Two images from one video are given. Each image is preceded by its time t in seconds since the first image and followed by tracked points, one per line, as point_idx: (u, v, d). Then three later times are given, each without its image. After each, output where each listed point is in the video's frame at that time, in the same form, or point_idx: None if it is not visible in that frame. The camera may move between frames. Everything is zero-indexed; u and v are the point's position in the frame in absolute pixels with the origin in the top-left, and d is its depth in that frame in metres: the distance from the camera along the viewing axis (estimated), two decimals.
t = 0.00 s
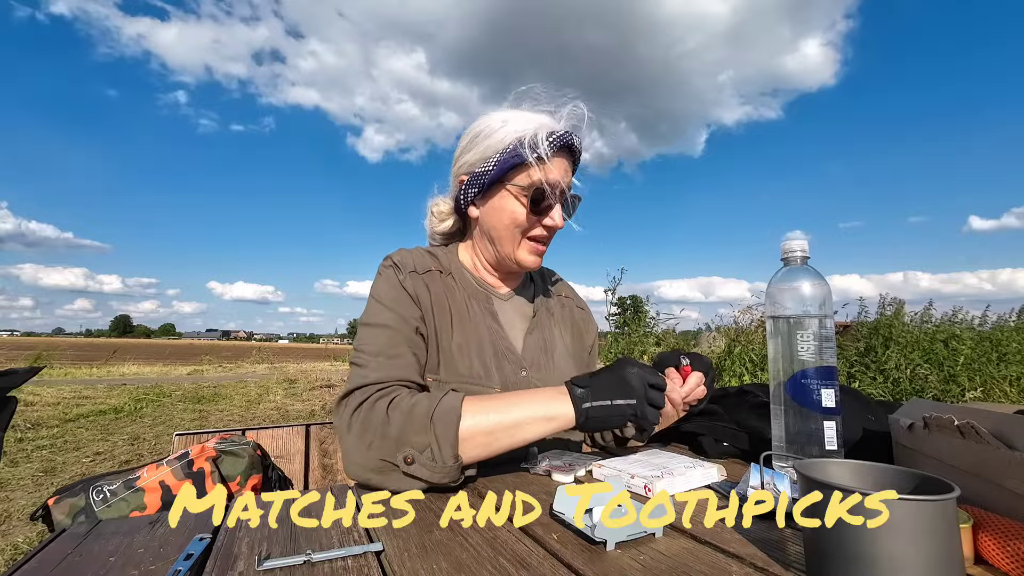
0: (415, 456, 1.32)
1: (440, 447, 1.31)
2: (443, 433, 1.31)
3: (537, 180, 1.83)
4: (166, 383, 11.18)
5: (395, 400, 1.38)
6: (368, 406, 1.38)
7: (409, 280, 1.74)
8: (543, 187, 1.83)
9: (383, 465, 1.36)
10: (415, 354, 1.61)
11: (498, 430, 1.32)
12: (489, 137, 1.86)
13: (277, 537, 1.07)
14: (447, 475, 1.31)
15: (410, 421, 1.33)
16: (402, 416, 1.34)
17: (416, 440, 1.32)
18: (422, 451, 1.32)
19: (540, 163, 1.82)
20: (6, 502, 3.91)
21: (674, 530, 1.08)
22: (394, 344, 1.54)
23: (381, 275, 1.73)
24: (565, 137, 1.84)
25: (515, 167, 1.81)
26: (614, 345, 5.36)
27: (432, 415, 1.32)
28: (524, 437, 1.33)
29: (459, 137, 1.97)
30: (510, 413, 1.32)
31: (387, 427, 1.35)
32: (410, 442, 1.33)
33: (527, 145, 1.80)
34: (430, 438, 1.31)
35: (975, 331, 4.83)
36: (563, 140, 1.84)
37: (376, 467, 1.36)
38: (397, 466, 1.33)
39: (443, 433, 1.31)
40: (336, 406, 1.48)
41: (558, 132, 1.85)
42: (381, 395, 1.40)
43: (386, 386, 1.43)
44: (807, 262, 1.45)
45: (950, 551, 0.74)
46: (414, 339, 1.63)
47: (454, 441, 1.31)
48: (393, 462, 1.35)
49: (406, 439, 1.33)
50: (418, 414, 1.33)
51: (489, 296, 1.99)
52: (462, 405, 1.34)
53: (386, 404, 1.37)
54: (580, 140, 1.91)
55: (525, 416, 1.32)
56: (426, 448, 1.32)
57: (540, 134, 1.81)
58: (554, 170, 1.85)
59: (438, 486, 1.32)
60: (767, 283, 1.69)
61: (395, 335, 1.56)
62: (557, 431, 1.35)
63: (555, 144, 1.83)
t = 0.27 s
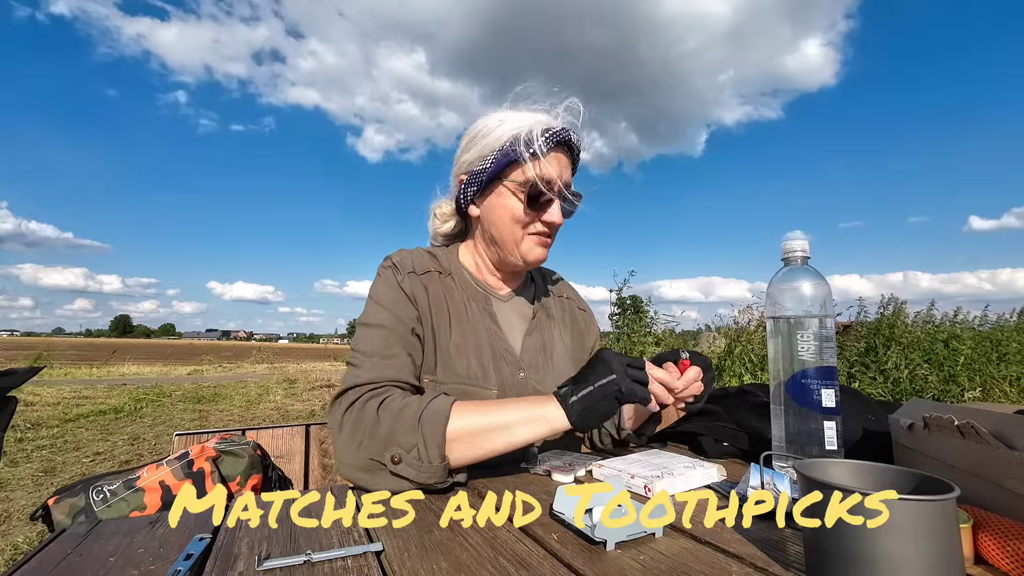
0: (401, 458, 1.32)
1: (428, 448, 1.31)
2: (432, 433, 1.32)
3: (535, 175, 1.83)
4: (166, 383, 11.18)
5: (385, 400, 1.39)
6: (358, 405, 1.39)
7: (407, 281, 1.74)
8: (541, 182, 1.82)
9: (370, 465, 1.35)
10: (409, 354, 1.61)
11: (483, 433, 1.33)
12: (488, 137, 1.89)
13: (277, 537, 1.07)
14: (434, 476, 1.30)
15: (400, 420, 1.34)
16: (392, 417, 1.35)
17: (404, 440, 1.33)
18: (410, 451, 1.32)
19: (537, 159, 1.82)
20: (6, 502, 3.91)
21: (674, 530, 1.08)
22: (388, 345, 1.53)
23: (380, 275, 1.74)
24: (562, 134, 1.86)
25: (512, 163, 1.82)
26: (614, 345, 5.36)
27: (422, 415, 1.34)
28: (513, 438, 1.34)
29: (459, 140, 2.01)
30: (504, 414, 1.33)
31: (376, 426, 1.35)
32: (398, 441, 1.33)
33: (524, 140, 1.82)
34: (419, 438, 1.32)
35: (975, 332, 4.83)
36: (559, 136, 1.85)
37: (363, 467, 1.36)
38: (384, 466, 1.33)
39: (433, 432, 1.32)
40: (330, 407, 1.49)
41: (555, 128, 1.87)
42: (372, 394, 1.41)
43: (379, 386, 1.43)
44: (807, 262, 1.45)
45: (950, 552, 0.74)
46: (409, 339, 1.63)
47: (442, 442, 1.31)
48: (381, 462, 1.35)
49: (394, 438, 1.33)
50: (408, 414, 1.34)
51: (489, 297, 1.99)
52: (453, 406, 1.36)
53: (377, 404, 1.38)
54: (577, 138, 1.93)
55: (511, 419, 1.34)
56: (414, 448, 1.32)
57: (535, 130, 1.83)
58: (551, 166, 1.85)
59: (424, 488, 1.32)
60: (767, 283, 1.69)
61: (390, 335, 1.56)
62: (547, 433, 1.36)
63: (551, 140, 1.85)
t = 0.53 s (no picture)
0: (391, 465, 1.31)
1: (418, 454, 1.30)
2: (422, 438, 1.31)
3: (530, 166, 1.83)
4: (166, 383, 11.18)
5: (378, 404, 1.39)
6: (353, 410, 1.41)
7: (409, 282, 1.74)
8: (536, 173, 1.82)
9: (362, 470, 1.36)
10: (409, 358, 1.60)
11: (474, 435, 1.32)
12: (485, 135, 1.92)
13: (278, 537, 1.07)
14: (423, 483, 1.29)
15: (391, 425, 1.34)
16: (385, 422, 1.35)
17: (394, 445, 1.32)
18: (400, 457, 1.32)
19: (531, 151, 1.83)
20: (6, 502, 3.91)
21: (674, 530, 1.08)
22: (387, 347, 1.53)
23: (382, 276, 1.74)
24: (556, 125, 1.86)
25: (505, 156, 1.83)
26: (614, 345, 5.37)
27: (412, 420, 1.33)
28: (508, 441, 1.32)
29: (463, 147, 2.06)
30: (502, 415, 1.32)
31: (368, 431, 1.36)
32: (389, 447, 1.33)
33: (516, 133, 1.83)
34: (408, 443, 1.31)
35: (975, 332, 4.83)
36: (552, 128, 1.85)
37: (356, 472, 1.37)
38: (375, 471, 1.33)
39: (422, 438, 1.31)
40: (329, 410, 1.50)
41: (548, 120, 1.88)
42: (367, 398, 1.42)
43: (374, 391, 1.44)
44: (808, 262, 1.45)
45: (950, 552, 0.74)
46: (410, 342, 1.62)
47: (431, 448, 1.30)
48: (372, 467, 1.35)
49: (385, 443, 1.33)
50: (399, 419, 1.34)
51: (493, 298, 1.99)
52: (443, 411, 1.35)
53: (372, 408, 1.39)
54: (574, 128, 1.92)
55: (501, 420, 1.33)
56: (404, 453, 1.32)
57: (527, 122, 1.85)
58: (546, 157, 1.85)
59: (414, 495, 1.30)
60: (768, 283, 1.69)
61: (388, 336, 1.55)
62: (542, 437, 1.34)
63: (545, 131, 1.85)
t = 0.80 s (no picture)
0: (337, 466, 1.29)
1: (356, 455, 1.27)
2: (358, 439, 1.27)
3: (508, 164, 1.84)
4: (166, 383, 11.18)
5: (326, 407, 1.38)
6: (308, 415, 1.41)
7: (418, 284, 1.74)
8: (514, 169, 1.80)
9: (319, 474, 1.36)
10: (400, 361, 1.59)
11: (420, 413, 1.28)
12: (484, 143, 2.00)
13: (277, 537, 1.07)
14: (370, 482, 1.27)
15: (331, 428, 1.32)
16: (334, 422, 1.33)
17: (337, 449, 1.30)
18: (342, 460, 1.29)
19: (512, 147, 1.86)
20: (6, 502, 3.91)
21: (674, 530, 1.08)
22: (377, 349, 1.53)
23: (391, 274, 1.75)
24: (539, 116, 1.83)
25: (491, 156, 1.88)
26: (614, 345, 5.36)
27: (348, 421, 1.30)
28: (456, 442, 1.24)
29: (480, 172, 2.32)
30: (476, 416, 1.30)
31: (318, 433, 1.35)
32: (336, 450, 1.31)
33: (496, 136, 1.89)
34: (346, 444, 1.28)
35: (974, 332, 4.83)
36: (533, 120, 1.84)
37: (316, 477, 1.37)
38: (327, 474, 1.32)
39: (358, 439, 1.27)
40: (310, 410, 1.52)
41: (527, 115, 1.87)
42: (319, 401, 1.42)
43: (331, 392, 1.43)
44: (807, 262, 1.45)
45: (950, 552, 0.74)
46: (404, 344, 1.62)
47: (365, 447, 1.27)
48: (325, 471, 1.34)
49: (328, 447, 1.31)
50: (338, 420, 1.32)
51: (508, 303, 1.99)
52: (372, 409, 1.29)
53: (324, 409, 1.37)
54: (558, 116, 1.85)
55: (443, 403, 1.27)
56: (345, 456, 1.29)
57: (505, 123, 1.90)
58: (531, 151, 1.83)
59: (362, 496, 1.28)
60: (767, 283, 1.69)
61: (381, 338, 1.55)
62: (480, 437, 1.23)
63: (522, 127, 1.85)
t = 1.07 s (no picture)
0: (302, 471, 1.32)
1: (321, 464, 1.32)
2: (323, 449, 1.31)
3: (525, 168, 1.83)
4: (166, 383, 11.18)
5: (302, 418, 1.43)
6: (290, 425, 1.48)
7: (429, 291, 1.73)
8: (530, 175, 1.79)
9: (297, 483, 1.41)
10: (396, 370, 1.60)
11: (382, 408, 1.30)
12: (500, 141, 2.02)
13: (277, 537, 1.07)
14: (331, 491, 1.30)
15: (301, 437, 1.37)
16: (306, 427, 1.41)
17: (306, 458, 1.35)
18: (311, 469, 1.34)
19: (525, 151, 1.86)
20: (6, 502, 3.91)
21: (674, 530, 1.08)
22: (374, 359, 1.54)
23: (399, 277, 1.75)
24: (554, 119, 1.82)
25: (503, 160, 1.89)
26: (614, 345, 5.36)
27: (313, 431, 1.35)
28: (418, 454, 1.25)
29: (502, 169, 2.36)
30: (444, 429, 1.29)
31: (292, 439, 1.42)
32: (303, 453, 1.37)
33: (513, 137, 1.88)
34: (314, 454, 1.33)
35: (974, 332, 4.83)
36: (547, 124, 1.83)
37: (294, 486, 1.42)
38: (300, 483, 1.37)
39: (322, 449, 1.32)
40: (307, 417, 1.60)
41: (545, 116, 1.84)
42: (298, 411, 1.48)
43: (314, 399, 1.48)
44: (807, 262, 1.45)
45: (950, 552, 0.74)
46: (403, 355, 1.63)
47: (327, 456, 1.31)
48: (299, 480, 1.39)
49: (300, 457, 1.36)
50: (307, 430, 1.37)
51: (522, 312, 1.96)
52: (335, 419, 1.33)
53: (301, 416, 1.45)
54: (576, 117, 1.83)
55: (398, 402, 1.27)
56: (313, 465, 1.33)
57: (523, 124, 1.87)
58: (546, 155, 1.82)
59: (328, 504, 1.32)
60: (768, 283, 1.69)
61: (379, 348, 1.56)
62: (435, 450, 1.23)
63: (539, 129, 1.83)
